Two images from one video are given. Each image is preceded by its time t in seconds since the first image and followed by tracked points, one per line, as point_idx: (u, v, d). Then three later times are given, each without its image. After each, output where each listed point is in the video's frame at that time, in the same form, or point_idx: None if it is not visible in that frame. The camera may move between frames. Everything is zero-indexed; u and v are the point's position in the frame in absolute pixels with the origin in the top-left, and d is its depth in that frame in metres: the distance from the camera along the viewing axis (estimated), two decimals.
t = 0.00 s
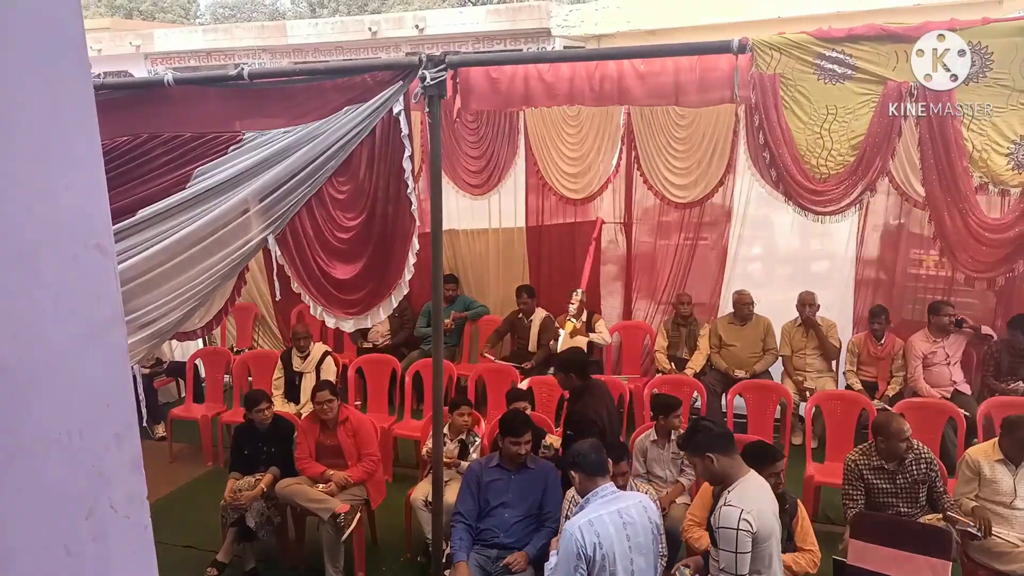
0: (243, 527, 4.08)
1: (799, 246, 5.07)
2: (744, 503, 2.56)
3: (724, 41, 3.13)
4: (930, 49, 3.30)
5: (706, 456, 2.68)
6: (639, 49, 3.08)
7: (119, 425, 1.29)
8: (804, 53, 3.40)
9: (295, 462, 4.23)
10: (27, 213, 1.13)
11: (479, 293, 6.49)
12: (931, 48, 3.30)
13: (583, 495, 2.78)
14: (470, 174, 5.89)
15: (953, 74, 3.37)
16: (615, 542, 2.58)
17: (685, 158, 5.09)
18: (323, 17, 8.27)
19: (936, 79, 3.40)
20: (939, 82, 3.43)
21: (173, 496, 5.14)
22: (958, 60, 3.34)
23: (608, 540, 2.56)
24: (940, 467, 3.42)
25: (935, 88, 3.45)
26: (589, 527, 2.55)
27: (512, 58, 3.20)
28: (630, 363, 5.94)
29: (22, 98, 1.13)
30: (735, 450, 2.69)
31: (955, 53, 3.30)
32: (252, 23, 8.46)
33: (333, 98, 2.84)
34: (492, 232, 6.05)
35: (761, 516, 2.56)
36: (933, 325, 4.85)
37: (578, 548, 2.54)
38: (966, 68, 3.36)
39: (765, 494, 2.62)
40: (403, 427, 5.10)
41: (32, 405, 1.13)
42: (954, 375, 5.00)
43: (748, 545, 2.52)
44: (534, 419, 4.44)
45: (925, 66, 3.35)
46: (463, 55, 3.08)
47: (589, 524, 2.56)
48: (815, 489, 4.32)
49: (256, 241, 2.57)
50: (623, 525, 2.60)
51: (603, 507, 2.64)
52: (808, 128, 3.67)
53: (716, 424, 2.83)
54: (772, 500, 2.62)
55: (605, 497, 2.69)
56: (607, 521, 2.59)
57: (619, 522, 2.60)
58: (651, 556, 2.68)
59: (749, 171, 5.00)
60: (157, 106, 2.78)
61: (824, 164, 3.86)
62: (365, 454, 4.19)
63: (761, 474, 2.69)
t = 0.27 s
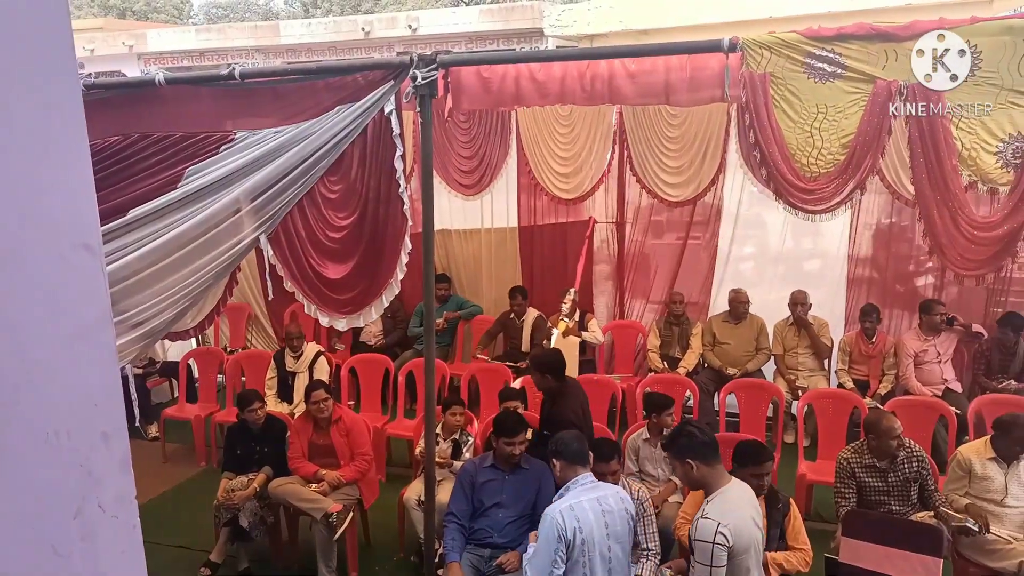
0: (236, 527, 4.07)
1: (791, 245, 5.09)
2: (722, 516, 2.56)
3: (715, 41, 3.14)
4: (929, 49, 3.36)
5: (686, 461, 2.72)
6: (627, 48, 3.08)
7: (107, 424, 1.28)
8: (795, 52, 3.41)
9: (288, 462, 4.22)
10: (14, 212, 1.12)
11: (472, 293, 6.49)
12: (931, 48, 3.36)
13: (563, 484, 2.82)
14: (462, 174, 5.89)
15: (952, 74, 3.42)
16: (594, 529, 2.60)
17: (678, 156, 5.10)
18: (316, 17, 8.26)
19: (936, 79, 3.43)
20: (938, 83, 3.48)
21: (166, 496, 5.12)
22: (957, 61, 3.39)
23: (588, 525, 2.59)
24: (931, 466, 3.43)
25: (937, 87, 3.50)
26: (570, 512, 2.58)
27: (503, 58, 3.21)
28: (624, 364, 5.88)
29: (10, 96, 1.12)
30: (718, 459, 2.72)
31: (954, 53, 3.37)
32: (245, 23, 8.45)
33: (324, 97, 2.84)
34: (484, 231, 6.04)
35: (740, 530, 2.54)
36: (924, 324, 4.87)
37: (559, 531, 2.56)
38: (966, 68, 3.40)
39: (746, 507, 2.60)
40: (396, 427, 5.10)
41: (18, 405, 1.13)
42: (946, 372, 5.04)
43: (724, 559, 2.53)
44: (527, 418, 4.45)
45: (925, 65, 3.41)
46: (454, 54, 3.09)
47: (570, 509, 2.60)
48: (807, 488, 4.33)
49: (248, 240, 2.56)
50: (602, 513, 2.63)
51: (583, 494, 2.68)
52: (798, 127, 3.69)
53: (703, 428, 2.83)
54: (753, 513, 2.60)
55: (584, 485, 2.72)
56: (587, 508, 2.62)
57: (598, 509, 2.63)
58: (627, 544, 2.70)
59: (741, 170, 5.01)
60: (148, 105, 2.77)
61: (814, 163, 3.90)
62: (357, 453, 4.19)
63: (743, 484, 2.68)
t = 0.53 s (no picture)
0: (228, 524, 4.06)
1: (783, 242, 5.11)
2: (696, 516, 2.57)
3: (702, 37, 3.16)
4: (930, 49, 3.37)
5: (661, 458, 2.74)
6: (614, 44, 3.09)
7: (89, 419, 1.28)
8: (782, 48, 3.42)
9: (280, 459, 4.22)
10: None
11: (464, 291, 6.48)
12: (930, 48, 3.38)
13: (543, 472, 2.86)
14: (453, 172, 5.88)
15: (951, 74, 3.47)
16: (575, 515, 2.64)
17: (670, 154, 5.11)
18: (309, 16, 8.24)
19: (935, 80, 3.49)
20: (939, 83, 3.53)
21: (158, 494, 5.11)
22: (957, 61, 3.44)
23: (569, 510, 2.63)
24: (922, 463, 3.45)
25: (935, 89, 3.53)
26: (552, 499, 2.61)
27: (492, 55, 3.21)
28: (616, 361, 5.95)
29: None
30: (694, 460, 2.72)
31: (953, 54, 3.41)
32: (239, 22, 8.43)
33: (315, 94, 2.84)
34: (476, 229, 6.04)
35: (714, 528, 2.56)
36: (916, 322, 4.88)
37: (541, 516, 2.58)
38: (965, 67, 3.45)
39: (720, 506, 2.62)
40: (389, 425, 5.10)
41: None
42: (936, 369, 5.06)
43: (699, 558, 2.53)
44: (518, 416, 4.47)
45: (925, 67, 3.44)
46: (442, 51, 3.10)
47: (552, 495, 2.62)
48: (798, 484, 4.34)
49: (238, 237, 2.55)
50: (583, 500, 2.66)
51: (563, 481, 2.70)
52: (786, 122, 3.71)
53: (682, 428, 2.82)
54: (725, 512, 2.62)
55: (563, 473, 2.75)
56: (569, 495, 2.65)
57: (579, 495, 2.67)
58: (604, 531, 2.74)
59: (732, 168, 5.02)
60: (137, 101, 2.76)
61: (801, 159, 3.94)
62: (349, 451, 4.20)
63: (715, 483, 2.70)
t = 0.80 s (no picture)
0: (222, 520, 4.06)
1: (779, 238, 5.11)
2: (672, 505, 2.59)
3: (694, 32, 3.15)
4: (929, 49, 3.44)
5: (635, 451, 2.73)
6: (606, 40, 3.08)
7: (71, 414, 1.27)
8: (774, 43, 3.41)
9: (273, 456, 4.20)
10: None
11: (460, 287, 6.48)
12: (931, 48, 3.45)
13: (525, 467, 2.85)
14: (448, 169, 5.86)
15: (952, 74, 3.55)
16: (553, 513, 2.65)
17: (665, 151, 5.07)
18: (306, 12, 8.22)
19: (936, 80, 3.56)
20: (939, 83, 3.60)
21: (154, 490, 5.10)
22: (957, 61, 3.51)
23: (546, 509, 2.63)
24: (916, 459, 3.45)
25: (936, 89, 3.61)
26: (529, 497, 2.62)
27: (485, 50, 3.21)
28: (612, 358, 5.93)
29: None
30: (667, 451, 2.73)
31: (954, 54, 3.48)
32: (235, 18, 8.40)
33: (307, 90, 2.87)
34: (472, 227, 6.04)
35: (688, 516, 2.58)
36: (911, 318, 4.92)
37: (517, 515, 2.59)
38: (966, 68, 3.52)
39: (692, 496, 2.64)
40: (384, 421, 5.10)
41: None
42: (932, 367, 5.11)
43: (677, 546, 2.55)
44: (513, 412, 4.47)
45: (926, 66, 3.51)
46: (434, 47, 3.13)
47: (530, 494, 2.63)
48: (793, 481, 4.35)
49: (230, 232, 2.53)
50: (561, 499, 2.68)
51: (542, 480, 2.71)
52: (778, 119, 3.71)
53: (656, 420, 2.81)
54: (697, 502, 2.64)
55: (544, 470, 2.76)
56: (547, 494, 2.66)
57: (557, 493, 2.68)
58: (582, 530, 2.75)
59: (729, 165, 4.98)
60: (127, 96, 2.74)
61: (794, 154, 3.91)
62: (343, 447, 4.21)
63: (686, 475, 2.71)
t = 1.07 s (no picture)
0: (211, 520, 4.05)
1: (770, 238, 5.11)
2: (644, 482, 2.67)
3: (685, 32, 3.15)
4: (930, 49, 3.37)
5: (601, 437, 2.79)
6: (597, 39, 3.06)
7: (49, 416, 1.26)
8: (764, 43, 3.42)
9: (262, 455, 4.18)
10: None
11: (453, 286, 6.48)
12: (931, 48, 3.38)
13: (506, 469, 2.84)
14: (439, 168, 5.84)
15: (952, 74, 3.47)
16: (531, 514, 2.66)
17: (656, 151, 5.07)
18: (299, 10, 8.18)
19: (935, 80, 3.48)
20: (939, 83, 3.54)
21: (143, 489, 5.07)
22: (957, 61, 3.43)
23: (524, 511, 2.64)
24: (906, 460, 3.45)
25: (936, 89, 3.54)
26: (507, 498, 2.63)
27: (476, 50, 3.19)
28: (603, 357, 5.98)
29: None
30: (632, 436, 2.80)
31: (954, 54, 3.40)
32: (228, 16, 8.35)
33: (295, 88, 2.88)
34: (464, 226, 6.04)
35: (657, 490, 2.68)
36: (902, 319, 4.92)
37: (496, 516, 2.61)
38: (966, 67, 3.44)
39: (657, 473, 2.75)
40: (375, 421, 5.08)
41: None
42: (922, 367, 5.12)
43: (655, 520, 2.62)
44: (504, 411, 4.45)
45: (925, 67, 3.44)
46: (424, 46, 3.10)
47: (508, 495, 2.64)
48: (783, 481, 4.35)
49: (219, 231, 2.50)
50: (540, 500, 2.68)
51: (522, 481, 2.72)
52: (767, 119, 3.66)
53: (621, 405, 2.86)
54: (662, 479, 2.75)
55: (525, 472, 2.76)
56: (525, 495, 2.67)
57: (536, 495, 2.69)
58: (562, 531, 2.76)
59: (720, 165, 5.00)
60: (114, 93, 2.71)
61: (783, 155, 3.89)
62: (333, 447, 4.16)
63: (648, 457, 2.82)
